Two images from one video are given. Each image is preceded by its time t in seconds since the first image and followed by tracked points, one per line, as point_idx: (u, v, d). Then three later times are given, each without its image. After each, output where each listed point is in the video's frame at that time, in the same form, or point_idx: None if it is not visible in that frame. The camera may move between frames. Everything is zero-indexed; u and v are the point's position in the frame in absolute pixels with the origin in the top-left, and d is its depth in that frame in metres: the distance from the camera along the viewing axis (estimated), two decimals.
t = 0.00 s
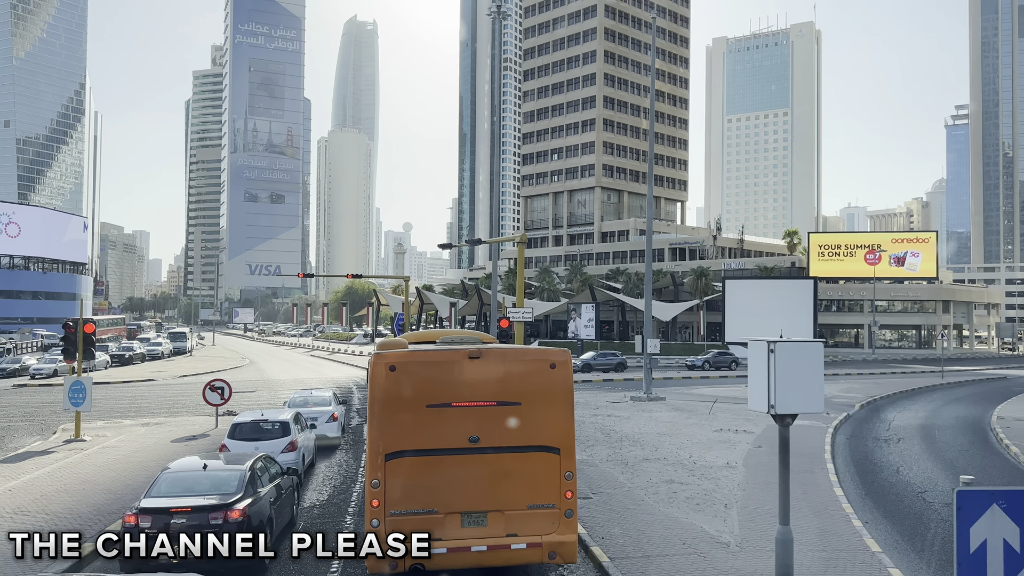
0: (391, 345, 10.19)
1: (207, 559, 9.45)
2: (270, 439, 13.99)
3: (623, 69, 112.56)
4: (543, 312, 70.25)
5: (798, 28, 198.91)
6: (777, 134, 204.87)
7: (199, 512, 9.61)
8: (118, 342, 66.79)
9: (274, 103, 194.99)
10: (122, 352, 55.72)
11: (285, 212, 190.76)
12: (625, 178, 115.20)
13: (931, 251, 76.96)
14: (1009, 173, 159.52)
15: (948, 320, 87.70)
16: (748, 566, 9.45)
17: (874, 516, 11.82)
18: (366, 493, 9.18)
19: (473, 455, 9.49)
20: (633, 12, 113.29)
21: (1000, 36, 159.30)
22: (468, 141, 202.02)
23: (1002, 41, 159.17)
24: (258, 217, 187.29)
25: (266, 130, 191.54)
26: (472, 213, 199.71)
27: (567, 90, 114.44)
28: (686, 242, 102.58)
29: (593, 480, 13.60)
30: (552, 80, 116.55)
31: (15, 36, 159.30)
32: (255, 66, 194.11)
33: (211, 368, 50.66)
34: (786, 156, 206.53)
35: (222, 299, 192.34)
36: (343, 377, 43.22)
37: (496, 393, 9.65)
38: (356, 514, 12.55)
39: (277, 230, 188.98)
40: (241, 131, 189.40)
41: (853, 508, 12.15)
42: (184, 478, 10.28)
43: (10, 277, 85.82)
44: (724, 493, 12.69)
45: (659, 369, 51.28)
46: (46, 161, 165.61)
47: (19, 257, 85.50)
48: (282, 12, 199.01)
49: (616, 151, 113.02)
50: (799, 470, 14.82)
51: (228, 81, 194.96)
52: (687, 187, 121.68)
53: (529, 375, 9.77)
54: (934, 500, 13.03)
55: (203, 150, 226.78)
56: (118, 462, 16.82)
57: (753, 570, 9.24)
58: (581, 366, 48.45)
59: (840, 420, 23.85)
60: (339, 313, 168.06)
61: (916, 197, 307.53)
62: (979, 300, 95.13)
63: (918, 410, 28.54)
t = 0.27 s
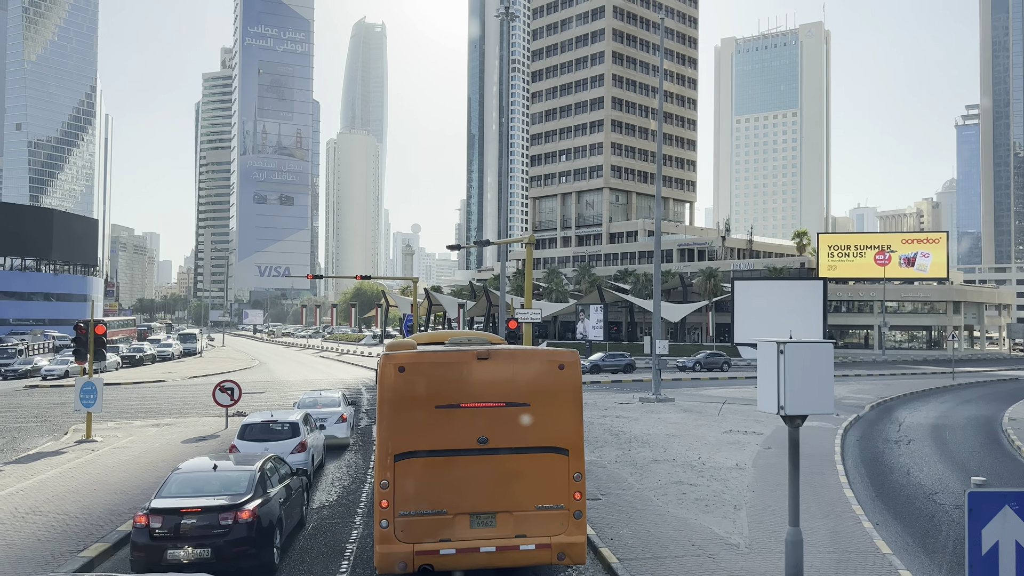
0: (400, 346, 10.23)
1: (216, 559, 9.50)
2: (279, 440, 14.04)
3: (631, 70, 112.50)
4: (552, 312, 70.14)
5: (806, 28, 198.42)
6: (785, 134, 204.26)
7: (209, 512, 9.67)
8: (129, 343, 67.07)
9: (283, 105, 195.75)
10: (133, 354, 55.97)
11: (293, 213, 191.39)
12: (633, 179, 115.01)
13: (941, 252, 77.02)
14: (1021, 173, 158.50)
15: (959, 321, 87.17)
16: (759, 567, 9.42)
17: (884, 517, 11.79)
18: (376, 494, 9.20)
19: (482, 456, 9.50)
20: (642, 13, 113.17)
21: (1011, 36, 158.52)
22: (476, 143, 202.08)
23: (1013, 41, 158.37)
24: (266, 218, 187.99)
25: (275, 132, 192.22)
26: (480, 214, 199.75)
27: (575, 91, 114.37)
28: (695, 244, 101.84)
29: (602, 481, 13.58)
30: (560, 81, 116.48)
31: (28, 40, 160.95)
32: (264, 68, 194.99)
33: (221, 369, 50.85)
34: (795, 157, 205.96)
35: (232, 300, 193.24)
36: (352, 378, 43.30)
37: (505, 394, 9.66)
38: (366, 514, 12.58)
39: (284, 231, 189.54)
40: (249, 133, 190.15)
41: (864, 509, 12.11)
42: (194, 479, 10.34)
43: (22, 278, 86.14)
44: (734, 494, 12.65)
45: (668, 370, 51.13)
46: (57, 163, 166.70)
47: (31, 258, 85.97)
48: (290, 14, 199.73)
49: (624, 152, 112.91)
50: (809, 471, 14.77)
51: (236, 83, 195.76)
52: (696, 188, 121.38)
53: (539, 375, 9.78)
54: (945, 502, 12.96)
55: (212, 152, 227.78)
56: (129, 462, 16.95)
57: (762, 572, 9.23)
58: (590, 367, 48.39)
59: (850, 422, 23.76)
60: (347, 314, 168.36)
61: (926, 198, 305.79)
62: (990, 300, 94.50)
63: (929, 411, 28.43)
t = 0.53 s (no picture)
0: (399, 346, 10.21)
1: (215, 560, 9.50)
2: (278, 440, 14.02)
3: (629, 70, 112.53)
4: (550, 313, 70.11)
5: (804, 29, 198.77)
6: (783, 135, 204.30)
7: (208, 512, 9.67)
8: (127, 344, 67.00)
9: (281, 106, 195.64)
10: (130, 355, 55.93)
11: (291, 213, 191.25)
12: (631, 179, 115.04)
13: (939, 252, 76.94)
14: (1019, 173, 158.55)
15: (956, 321, 87.25)
16: (757, 568, 9.42)
17: (883, 517, 11.79)
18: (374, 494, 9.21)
19: (481, 456, 9.50)
20: (640, 14, 113.15)
21: (1009, 37, 158.84)
22: (474, 143, 202.06)
23: (1011, 41, 158.67)
24: (265, 218, 187.83)
25: (273, 133, 192.04)
26: (478, 215, 199.77)
27: (573, 92, 114.32)
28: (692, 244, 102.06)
29: (600, 481, 13.58)
30: (558, 82, 116.46)
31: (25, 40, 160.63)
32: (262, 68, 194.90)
33: (219, 370, 50.80)
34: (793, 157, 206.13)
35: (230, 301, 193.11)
36: (349, 378, 43.28)
37: (505, 394, 9.67)
38: (364, 514, 12.58)
39: (283, 231, 189.48)
40: (247, 134, 190.01)
41: (862, 509, 12.13)
42: (192, 480, 10.32)
43: (19, 279, 86.15)
44: (733, 494, 12.66)
45: (667, 370, 51.16)
46: (55, 164, 166.51)
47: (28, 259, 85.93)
48: (288, 14, 199.60)
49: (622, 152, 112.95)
50: (808, 472, 14.77)
51: (234, 83, 195.61)
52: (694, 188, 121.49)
53: (537, 375, 9.78)
54: (943, 502, 12.98)
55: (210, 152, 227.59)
56: (127, 463, 16.94)
57: (760, 572, 9.24)
58: (588, 368, 48.42)
59: (848, 422, 23.78)
60: (345, 314, 168.30)
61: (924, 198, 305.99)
62: (988, 301, 94.60)
63: (927, 410, 28.47)
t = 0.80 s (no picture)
0: (385, 345, 10.18)
1: (198, 560, 9.43)
2: (263, 440, 13.95)
3: (616, 70, 112.77)
4: (536, 312, 70.16)
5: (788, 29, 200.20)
6: (768, 135, 205.33)
7: (191, 513, 9.60)
8: (109, 343, 66.41)
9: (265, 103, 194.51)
10: (113, 354, 55.48)
11: (275, 212, 190.17)
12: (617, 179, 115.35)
13: (921, 251, 77.06)
14: (999, 173, 159.72)
15: (939, 320, 88.19)
16: (742, 565, 9.47)
17: (866, 515, 11.89)
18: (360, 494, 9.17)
19: (466, 455, 9.49)
20: (627, 13, 113.42)
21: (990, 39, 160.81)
22: (460, 142, 201.81)
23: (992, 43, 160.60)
24: (249, 217, 186.65)
25: (257, 131, 191.08)
26: (464, 213, 199.62)
27: (560, 91, 114.38)
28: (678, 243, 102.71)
29: (586, 480, 13.59)
30: (545, 81, 116.51)
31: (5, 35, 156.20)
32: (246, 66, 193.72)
33: (203, 369, 50.43)
34: (778, 157, 207.35)
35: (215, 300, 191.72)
36: (335, 378, 43.11)
37: (491, 392, 9.66)
38: (349, 514, 12.54)
39: (267, 229, 188.38)
40: (231, 131, 188.77)
41: (846, 507, 12.22)
42: (175, 479, 10.25)
43: None
44: (718, 492, 12.72)
45: (653, 369, 51.37)
46: (36, 161, 164.60)
47: (8, 258, 85.28)
48: (273, 11, 198.45)
49: (609, 151, 113.28)
50: (792, 470, 14.87)
51: (218, 81, 194.26)
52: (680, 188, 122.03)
53: (523, 374, 9.78)
54: (925, 499, 13.12)
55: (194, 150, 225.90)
56: (110, 463, 16.81)
57: (745, 569, 9.29)
58: (574, 366, 48.51)
59: (832, 420, 23.97)
60: (330, 313, 167.70)
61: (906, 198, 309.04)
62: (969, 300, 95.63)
63: (909, 409, 28.71)
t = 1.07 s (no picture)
0: (356, 343, 10.12)
1: (166, 561, 9.29)
2: (232, 438, 13.80)
3: (589, 68, 113.34)
4: (509, 310, 70.16)
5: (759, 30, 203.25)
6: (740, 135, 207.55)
7: (159, 513, 9.46)
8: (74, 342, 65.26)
9: (236, 99, 192.48)
10: (79, 352, 54.51)
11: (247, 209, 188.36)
12: (590, 178, 115.78)
13: (888, 251, 76.78)
14: (963, 174, 161.54)
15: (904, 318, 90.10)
16: (712, 560, 9.57)
17: (833, 510, 12.05)
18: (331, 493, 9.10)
19: (437, 453, 9.47)
20: (598, 12, 113.88)
21: (956, 41, 164.18)
22: (434, 139, 201.09)
23: (957, 46, 163.93)
24: (220, 213, 184.58)
25: (227, 126, 189.18)
26: (438, 211, 199.42)
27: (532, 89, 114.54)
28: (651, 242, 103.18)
29: (558, 477, 13.62)
30: (517, 79, 116.58)
31: None
32: (217, 61, 191.47)
33: (171, 368, 49.76)
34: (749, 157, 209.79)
35: (183, 298, 188.84)
36: (305, 376, 42.76)
37: (463, 390, 9.66)
38: (319, 513, 12.47)
39: (238, 227, 186.45)
40: (202, 127, 186.56)
41: (813, 502, 12.39)
42: (142, 480, 10.09)
43: None
44: (689, 488, 12.83)
45: (625, 366, 51.61)
46: None
47: None
48: (244, 6, 196.30)
49: (582, 150, 113.67)
50: (761, 466, 15.02)
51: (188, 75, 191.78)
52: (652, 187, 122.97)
53: (495, 371, 9.78)
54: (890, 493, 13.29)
55: (164, 145, 222.81)
56: (75, 464, 16.52)
57: (716, 565, 9.36)
58: (548, 364, 48.57)
59: (800, 417, 24.25)
60: (302, 311, 166.38)
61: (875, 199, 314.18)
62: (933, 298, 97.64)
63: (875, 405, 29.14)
